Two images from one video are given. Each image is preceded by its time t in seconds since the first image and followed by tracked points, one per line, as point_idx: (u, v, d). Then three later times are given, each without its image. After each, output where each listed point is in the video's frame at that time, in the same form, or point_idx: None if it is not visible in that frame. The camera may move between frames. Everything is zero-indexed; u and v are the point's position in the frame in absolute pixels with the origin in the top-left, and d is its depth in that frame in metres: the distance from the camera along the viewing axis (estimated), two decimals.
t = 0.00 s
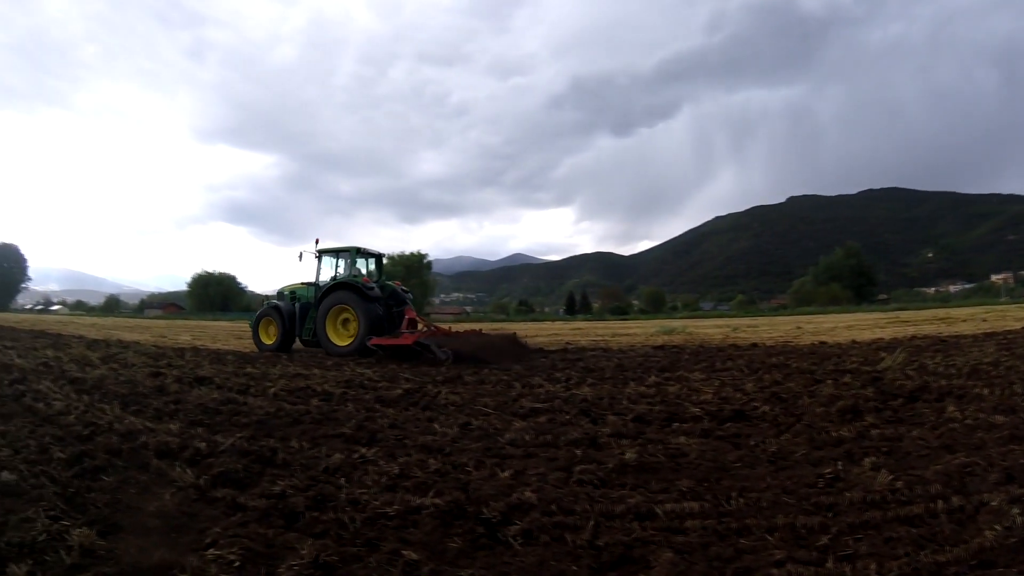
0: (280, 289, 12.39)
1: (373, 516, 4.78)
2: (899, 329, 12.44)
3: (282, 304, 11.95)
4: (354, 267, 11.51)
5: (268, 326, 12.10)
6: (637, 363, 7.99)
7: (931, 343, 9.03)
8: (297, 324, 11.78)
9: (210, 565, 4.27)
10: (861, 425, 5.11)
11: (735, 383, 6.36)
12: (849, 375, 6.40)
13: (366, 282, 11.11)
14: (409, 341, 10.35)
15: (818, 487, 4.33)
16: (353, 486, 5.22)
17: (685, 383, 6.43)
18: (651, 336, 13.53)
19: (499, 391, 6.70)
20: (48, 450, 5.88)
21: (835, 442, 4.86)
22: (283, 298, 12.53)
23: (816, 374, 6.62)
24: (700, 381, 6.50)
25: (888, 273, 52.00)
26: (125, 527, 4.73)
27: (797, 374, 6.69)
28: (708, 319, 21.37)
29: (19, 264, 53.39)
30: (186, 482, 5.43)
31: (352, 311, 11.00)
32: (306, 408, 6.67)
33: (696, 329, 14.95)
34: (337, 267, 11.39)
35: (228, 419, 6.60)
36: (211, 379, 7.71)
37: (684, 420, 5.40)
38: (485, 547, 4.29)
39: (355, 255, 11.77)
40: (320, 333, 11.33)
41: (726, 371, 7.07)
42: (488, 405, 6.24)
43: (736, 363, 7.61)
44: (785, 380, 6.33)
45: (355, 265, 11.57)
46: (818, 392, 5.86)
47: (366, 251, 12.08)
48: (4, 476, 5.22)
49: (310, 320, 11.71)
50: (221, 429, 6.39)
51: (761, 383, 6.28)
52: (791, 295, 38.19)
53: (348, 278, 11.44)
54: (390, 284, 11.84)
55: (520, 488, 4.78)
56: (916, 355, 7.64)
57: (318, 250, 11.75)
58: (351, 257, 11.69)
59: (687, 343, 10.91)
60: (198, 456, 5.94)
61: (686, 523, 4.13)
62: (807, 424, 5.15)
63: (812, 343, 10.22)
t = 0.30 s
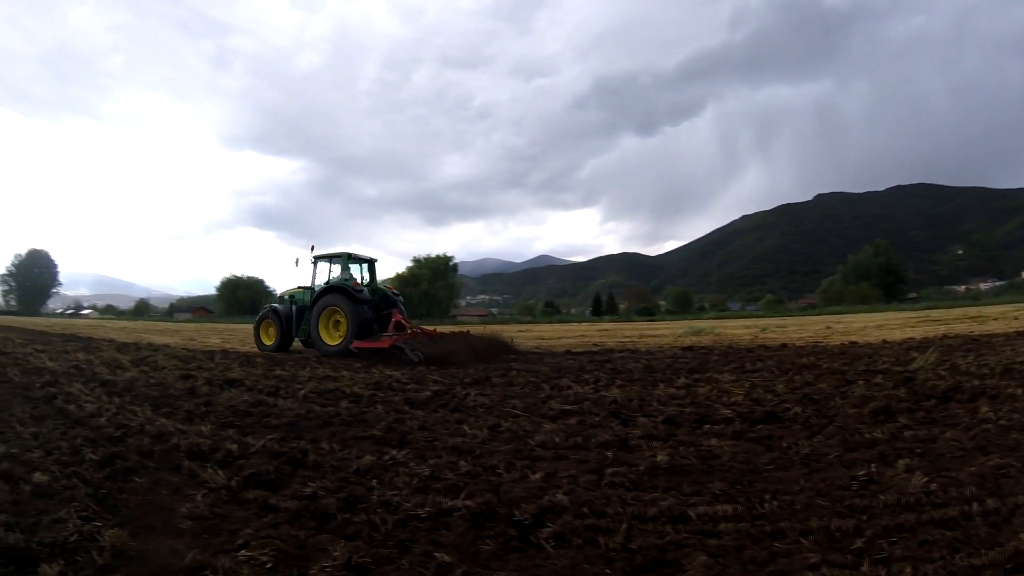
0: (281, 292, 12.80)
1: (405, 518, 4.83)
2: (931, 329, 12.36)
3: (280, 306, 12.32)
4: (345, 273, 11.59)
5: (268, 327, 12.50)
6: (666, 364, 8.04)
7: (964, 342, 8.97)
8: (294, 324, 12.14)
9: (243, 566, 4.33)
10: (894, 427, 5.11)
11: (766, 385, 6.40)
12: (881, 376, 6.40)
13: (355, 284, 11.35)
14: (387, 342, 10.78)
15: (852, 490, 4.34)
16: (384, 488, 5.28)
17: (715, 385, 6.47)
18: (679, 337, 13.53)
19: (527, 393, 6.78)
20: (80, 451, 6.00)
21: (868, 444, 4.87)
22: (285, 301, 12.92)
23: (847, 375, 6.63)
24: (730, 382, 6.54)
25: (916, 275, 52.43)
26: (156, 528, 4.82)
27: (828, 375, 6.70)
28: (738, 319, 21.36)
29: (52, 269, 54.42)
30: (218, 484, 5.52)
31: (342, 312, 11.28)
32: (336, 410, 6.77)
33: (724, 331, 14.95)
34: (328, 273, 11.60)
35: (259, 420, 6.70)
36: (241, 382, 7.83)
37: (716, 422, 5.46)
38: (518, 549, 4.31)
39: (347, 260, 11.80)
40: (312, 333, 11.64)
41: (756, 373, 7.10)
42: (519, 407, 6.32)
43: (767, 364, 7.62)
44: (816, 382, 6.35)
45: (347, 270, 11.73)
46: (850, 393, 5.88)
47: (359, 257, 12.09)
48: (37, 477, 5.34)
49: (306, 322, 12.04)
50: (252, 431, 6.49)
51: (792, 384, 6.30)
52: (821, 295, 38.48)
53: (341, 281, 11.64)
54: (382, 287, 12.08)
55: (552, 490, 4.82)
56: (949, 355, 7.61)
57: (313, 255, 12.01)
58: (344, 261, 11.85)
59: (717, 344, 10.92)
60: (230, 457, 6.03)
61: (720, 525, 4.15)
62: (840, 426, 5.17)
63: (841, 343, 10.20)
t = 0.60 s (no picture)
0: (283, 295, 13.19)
1: (439, 518, 4.88)
2: (966, 325, 12.22)
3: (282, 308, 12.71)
4: (341, 277, 12.00)
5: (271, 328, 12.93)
6: (696, 363, 8.09)
7: (1000, 339, 8.89)
8: (295, 326, 12.52)
9: (279, 566, 4.40)
10: (929, 426, 5.12)
11: (799, 383, 6.44)
12: (915, 374, 6.39)
13: (349, 288, 11.67)
14: (375, 342, 11.10)
15: (888, 490, 4.36)
16: (417, 488, 5.35)
17: (747, 384, 6.52)
18: (708, 336, 13.48)
19: (558, 392, 6.89)
20: (115, 451, 6.15)
21: (903, 443, 4.89)
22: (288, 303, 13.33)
23: (880, 373, 6.64)
24: (762, 381, 6.59)
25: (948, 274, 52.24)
26: (191, 528, 4.93)
27: (861, 373, 6.71)
28: (768, 317, 21.24)
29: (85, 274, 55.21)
30: (252, 484, 5.62)
31: (336, 314, 11.61)
32: (368, 410, 6.88)
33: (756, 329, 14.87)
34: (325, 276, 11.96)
35: (291, 420, 6.80)
36: (272, 382, 7.96)
37: (749, 422, 5.49)
38: (552, 550, 4.34)
39: (344, 265, 12.12)
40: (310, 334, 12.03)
41: (788, 372, 7.12)
42: (550, 407, 6.41)
43: (799, 363, 7.62)
44: (849, 380, 6.37)
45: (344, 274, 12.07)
46: (884, 391, 5.90)
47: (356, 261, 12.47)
48: (73, 477, 5.48)
49: (305, 323, 12.41)
50: (284, 431, 6.60)
51: (826, 383, 6.33)
52: (853, 292, 38.22)
53: (337, 284, 12.02)
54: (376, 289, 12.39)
55: (586, 490, 4.86)
56: (983, 352, 7.57)
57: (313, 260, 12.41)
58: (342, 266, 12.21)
59: (749, 342, 10.93)
60: (263, 457, 6.13)
61: (755, 526, 4.18)
62: (875, 425, 5.19)
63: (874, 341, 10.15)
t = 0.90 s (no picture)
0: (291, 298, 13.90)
1: (472, 518, 4.92)
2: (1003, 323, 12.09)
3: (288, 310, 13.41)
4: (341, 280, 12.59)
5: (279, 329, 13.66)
6: (728, 364, 8.17)
7: None
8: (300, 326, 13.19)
9: (312, 565, 4.39)
10: (965, 427, 5.12)
11: (832, 385, 6.49)
12: (949, 374, 6.39)
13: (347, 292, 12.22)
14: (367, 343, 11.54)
15: (923, 492, 4.37)
16: (450, 488, 5.41)
17: (780, 386, 6.59)
18: (739, 337, 13.49)
19: (590, 393, 7.02)
20: (148, 451, 6.27)
21: (938, 445, 4.90)
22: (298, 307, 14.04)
23: (914, 374, 6.65)
24: (795, 383, 6.65)
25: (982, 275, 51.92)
26: (225, 527, 4.97)
27: (895, 374, 6.73)
28: (799, 317, 21.16)
29: (116, 279, 56.12)
30: (285, 484, 5.70)
31: (336, 316, 12.25)
32: (399, 410, 7.00)
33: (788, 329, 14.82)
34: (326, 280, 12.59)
35: (323, 421, 6.91)
36: (304, 384, 8.09)
37: (782, 423, 5.59)
38: (586, 552, 4.34)
39: (345, 270, 12.74)
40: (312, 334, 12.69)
41: (821, 372, 7.16)
42: (581, 409, 6.51)
43: (832, 364, 7.65)
44: (883, 381, 6.40)
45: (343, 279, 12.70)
46: (918, 392, 5.94)
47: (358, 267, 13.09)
48: (107, 477, 5.62)
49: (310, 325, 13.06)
50: (316, 431, 6.70)
51: (859, 384, 6.37)
52: (886, 291, 37.96)
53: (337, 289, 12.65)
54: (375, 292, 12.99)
55: (620, 492, 4.90)
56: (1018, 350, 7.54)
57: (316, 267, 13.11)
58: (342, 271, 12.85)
59: (781, 343, 10.95)
60: (296, 457, 6.22)
61: (791, 529, 4.19)
62: (910, 426, 5.22)
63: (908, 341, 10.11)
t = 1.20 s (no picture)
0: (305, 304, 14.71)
1: (506, 522, 4.94)
2: None
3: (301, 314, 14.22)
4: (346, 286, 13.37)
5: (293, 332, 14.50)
6: (762, 365, 8.25)
7: None
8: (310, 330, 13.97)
9: (347, 568, 4.40)
10: (1003, 429, 5.12)
11: (867, 387, 6.52)
12: (986, 375, 6.37)
13: (352, 296, 12.99)
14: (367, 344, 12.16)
15: (962, 496, 4.36)
16: (485, 492, 5.46)
17: (815, 388, 6.64)
18: (771, 338, 13.49)
19: (623, 396, 7.12)
20: (183, 453, 6.41)
21: (976, 447, 4.90)
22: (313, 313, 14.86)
23: (950, 375, 6.66)
24: (829, 385, 6.69)
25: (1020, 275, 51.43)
26: (260, 529, 5.02)
27: (930, 375, 6.74)
28: (831, 317, 21.09)
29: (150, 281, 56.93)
30: (319, 486, 5.77)
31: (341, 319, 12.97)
32: (432, 413, 7.11)
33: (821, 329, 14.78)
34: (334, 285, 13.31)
35: (355, 424, 7.02)
36: (336, 387, 8.23)
37: (818, 426, 5.64)
38: (622, 557, 4.33)
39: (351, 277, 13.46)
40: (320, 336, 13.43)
41: (855, 373, 7.19)
42: (614, 412, 6.60)
43: (867, 365, 7.67)
44: (919, 382, 6.42)
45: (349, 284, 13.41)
46: (955, 393, 5.95)
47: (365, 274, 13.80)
48: (142, 479, 5.75)
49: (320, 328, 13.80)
50: (350, 434, 6.81)
51: (894, 386, 6.40)
52: (919, 291, 37.69)
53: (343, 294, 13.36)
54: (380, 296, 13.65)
55: (656, 496, 4.94)
56: None
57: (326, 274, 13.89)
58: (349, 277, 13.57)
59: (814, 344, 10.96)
60: (330, 459, 6.31)
61: (829, 534, 4.19)
62: (947, 429, 5.23)
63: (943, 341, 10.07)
